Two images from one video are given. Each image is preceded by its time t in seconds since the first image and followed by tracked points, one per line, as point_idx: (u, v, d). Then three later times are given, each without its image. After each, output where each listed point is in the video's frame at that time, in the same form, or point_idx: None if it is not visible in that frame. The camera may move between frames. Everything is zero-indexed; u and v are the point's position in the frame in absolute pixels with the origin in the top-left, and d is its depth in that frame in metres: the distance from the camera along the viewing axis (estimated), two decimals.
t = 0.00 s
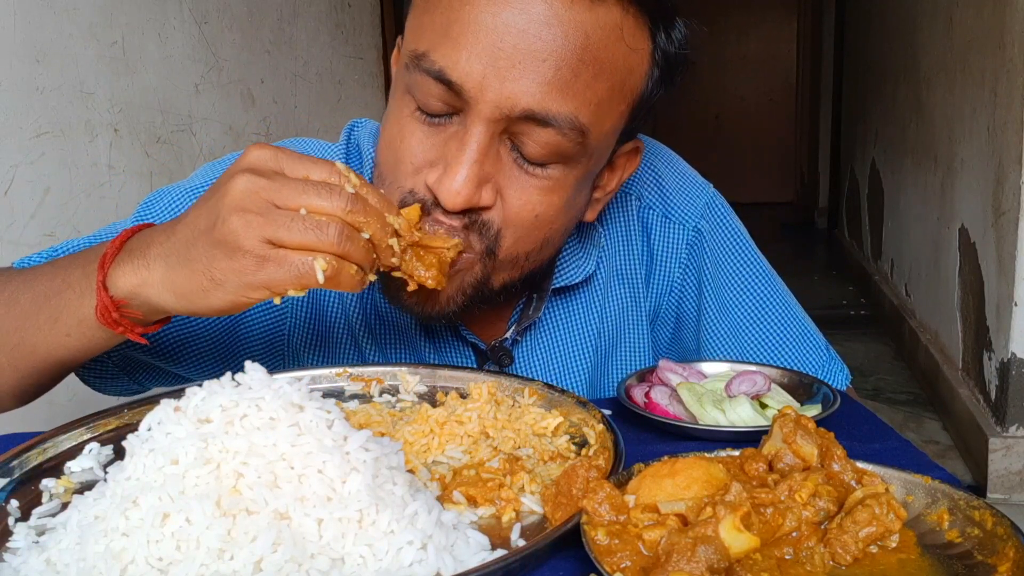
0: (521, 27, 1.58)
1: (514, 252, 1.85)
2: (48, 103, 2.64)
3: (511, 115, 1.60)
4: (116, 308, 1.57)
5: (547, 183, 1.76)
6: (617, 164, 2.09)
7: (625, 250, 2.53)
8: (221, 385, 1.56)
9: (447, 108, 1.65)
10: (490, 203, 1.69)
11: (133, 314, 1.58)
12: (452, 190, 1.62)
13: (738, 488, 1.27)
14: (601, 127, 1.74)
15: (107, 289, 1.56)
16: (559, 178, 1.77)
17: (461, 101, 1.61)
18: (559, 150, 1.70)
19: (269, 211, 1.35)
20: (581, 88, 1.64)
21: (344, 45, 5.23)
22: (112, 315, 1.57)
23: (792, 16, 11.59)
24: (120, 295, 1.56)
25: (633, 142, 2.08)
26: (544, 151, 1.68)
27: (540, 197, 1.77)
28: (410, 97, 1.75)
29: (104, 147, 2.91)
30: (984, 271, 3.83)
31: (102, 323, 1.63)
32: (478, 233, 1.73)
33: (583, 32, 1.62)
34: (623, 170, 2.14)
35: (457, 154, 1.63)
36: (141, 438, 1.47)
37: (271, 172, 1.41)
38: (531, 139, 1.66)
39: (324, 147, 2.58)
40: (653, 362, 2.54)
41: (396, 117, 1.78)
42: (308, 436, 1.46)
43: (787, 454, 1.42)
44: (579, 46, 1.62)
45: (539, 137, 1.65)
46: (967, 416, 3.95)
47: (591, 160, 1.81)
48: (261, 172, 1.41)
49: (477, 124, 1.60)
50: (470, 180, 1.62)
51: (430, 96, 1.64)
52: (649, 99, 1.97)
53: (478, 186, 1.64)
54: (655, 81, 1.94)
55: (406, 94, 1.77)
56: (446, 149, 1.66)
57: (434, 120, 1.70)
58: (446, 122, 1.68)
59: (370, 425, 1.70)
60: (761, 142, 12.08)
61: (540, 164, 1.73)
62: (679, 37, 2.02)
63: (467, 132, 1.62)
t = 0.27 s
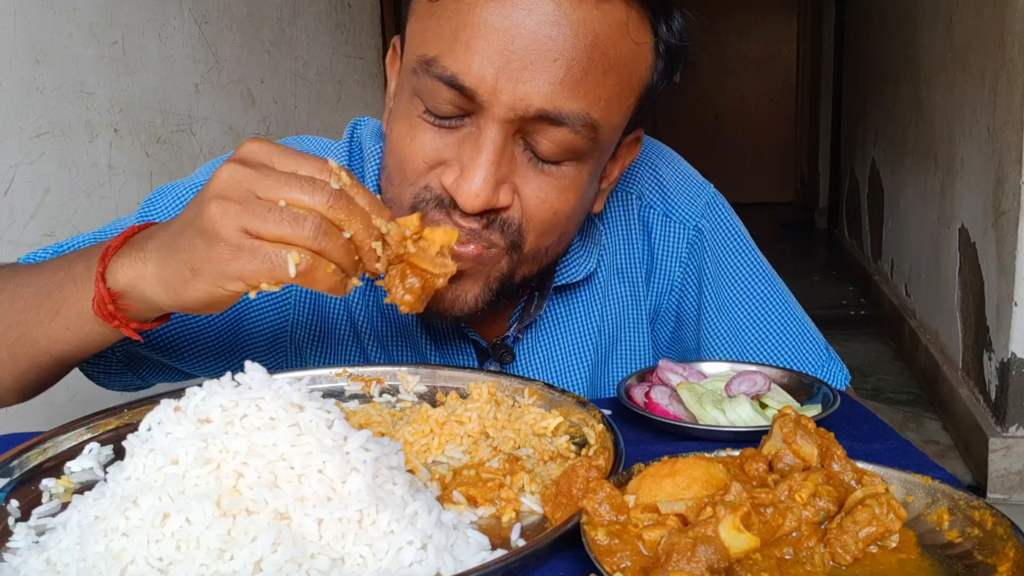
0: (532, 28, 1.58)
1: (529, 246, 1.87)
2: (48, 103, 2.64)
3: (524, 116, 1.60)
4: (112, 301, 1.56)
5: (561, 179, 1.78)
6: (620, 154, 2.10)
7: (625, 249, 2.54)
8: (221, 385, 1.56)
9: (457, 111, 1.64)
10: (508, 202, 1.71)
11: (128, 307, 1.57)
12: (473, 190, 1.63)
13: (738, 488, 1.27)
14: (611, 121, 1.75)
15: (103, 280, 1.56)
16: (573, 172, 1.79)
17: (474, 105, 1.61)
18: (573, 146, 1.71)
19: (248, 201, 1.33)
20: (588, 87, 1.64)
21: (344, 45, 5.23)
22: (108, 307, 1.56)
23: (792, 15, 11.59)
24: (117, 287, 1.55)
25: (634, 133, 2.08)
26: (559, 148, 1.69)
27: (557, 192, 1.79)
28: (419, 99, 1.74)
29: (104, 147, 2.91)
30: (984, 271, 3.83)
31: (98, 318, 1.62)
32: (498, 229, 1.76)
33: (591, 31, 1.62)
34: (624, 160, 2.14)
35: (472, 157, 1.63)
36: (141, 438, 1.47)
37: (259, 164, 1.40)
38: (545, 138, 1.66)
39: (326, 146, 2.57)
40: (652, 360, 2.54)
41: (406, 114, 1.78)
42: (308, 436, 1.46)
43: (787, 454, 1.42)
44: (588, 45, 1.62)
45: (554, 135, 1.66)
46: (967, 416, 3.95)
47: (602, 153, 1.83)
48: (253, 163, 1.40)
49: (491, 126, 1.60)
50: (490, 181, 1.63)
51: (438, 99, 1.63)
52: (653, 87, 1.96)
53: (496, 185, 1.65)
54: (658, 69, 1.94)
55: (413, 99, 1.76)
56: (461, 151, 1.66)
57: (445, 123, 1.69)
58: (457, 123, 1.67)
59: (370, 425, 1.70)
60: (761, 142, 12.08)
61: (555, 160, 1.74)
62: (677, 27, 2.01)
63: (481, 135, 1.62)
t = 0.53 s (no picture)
0: (537, 16, 1.57)
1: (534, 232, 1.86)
2: (48, 103, 2.64)
3: (527, 90, 1.60)
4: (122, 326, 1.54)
5: (563, 160, 1.77)
6: (619, 141, 2.11)
7: (625, 245, 2.54)
8: (221, 385, 1.56)
9: (459, 89, 1.65)
10: (511, 181, 1.70)
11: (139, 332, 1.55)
12: (476, 168, 1.63)
13: (738, 488, 1.27)
14: (613, 97, 1.76)
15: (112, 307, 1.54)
16: (575, 153, 1.79)
17: (475, 80, 1.62)
18: (575, 121, 1.71)
19: (222, 213, 1.29)
20: (588, 66, 1.64)
21: (344, 45, 5.23)
22: (119, 334, 1.54)
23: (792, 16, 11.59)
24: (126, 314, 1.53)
25: (633, 118, 2.10)
26: (561, 123, 1.69)
27: (559, 173, 1.78)
28: (420, 84, 1.75)
29: (104, 147, 2.91)
30: (984, 271, 3.83)
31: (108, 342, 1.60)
32: (502, 213, 1.75)
33: (592, 11, 1.61)
34: (624, 148, 2.15)
35: (476, 135, 1.63)
36: (141, 438, 1.47)
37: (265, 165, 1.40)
38: (549, 113, 1.66)
39: (330, 146, 2.55)
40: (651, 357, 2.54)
41: (407, 108, 1.79)
42: (308, 436, 1.46)
43: (787, 454, 1.42)
44: (587, 20, 1.61)
45: (556, 110, 1.66)
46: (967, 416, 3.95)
47: (605, 131, 1.83)
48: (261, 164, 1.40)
49: (493, 101, 1.61)
50: (493, 158, 1.63)
51: (442, 78, 1.64)
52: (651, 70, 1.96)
53: (500, 164, 1.65)
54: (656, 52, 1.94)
55: (417, 80, 1.76)
56: (464, 131, 1.67)
57: (447, 101, 1.69)
58: (459, 102, 1.68)
59: (369, 425, 1.70)
60: (761, 142, 12.08)
61: (558, 138, 1.73)
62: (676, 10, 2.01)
63: (485, 112, 1.62)
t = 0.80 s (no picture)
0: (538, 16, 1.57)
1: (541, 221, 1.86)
2: (48, 103, 2.64)
3: (529, 76, 1.61)
4: (147, 319, 1.55)
5: (566, 149, 1.77)
6: (619, 130, 2.12)
7: (622, 240, 2.54)
8: (221, 385, 1.55)
9: (462, 78, 1.66)
10: (515, 168, 1.70)
11: (161, 333, 1.56)
12: (480, 156, 1.64)
13: (738, 488, 1.27)
14: (612, 84, 1.76)
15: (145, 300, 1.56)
16: (578, 141, 1.79)
17: (478, 68, 1.63)
18: (577, 109, 1.72)
19: (283, 269, 1.38)
20: (586, 55, 1.65)
21: (344, 45, 5.23)
22: (141, 325, 1.55)
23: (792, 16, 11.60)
24: (156, 307, 1.55)
25: (631, 107, 2.11)
26: (564, 110, 1.69)
27: (562, 161, 1.78)
28: (422, 75, 1.76)
29: (104, 147, 2.91)
30: (984, 271, 3.83)
31: (129, 334, 1.61)
32: (509, 199, 1.75)
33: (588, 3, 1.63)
34: (623, 138, 2.16)
35: (480, 124, 1.64)
36: (141, 438, 1.46)
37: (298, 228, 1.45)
38: (551, 100, 1.67)
39: (336, 137, 2.55)
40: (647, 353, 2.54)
41: (410, 102, 1.79)
42: (308, 436, 1.45)
43: (787, 454, 1.42)
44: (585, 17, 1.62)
45: (558, 97, 1.67)
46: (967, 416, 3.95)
47: (605, 118, 1.84)
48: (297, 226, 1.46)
49: (496, 88, 1.62)
50: (496, 146, 1.63)
51: (445, 66, 1.66)
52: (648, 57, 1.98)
53: (504, 152, 1.65)
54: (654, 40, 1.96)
55: (419, 72, 1.77)
56: (467, 120, 1.68)
57: (450, 91, 1.70)
58: (461, 93, 1.69)
59: (367, 424, 1.70)
60: (761, 142, 12.08)
61: (561, 125, 1.74)
62: None
63: (488, 100, 1.63)
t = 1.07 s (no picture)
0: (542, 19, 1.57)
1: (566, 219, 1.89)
2: (48, 103, 2.64)
3: (560, 81, 1.62)
4: (160, 295, 1.53)
5: (591, 149, 1.80)
6: (634, 131, 2.15)
7: (631, 240, 2.55)
8: (221, 385, 1.52)
9: (491, 81, 1.67)
10: (544, 170, 1.72)
11: (175, 308, 1.53)
12: (513, 159, 1.65)
13: (738, 489, 1.27)
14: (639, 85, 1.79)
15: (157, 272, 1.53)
16: (601, 142, 1.81)
17: (508, 72, 1.63)
18: (605, 110, 1.74)
19: (302, 292, 1.31)
20: (615, 60, 1.66)
21: (344, 45, 5.24)
22: (153, 300, 1.52)
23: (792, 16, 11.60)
24: (166, 282, 1.52)
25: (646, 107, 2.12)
26: (592, 112, 1.71)
27: (587, 162, 1.81)
28: (450, 77, 1.76)
29: (104, 147, 2.91)
30: (984, 271, 3.83)
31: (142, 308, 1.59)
32: (537, 199, 1.77)
33: (616, 7, 1.63)
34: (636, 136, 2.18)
35: (511, 127, 1.65)
36: (140, 438, 1.46)
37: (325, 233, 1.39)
38: (580, 103, 1.68)
39: (349, 133, 2.58)
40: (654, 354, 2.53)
41: (436, 104, 1.80)
42: (308, 436, 1.42)
43: (787, 454, 1.42)
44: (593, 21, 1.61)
45: (588, 100, 1.69)
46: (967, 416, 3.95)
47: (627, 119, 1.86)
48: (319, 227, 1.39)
49: (527, 92, 1.63)
50: (528, 150, 1.65)
51: (475, 71, 1.66)
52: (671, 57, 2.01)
53: (535, 155, 1.67)
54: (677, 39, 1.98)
55: (445, 74, 1.77)
56: (497, 124, 1.69)
57: (478, 94, 1.71)
58: (490, 96, 1.70)
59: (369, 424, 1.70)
60: (760, 142, 12.08)
61: (588, 127, 1.76)
62: None
63: (519, 103, 1.64)
